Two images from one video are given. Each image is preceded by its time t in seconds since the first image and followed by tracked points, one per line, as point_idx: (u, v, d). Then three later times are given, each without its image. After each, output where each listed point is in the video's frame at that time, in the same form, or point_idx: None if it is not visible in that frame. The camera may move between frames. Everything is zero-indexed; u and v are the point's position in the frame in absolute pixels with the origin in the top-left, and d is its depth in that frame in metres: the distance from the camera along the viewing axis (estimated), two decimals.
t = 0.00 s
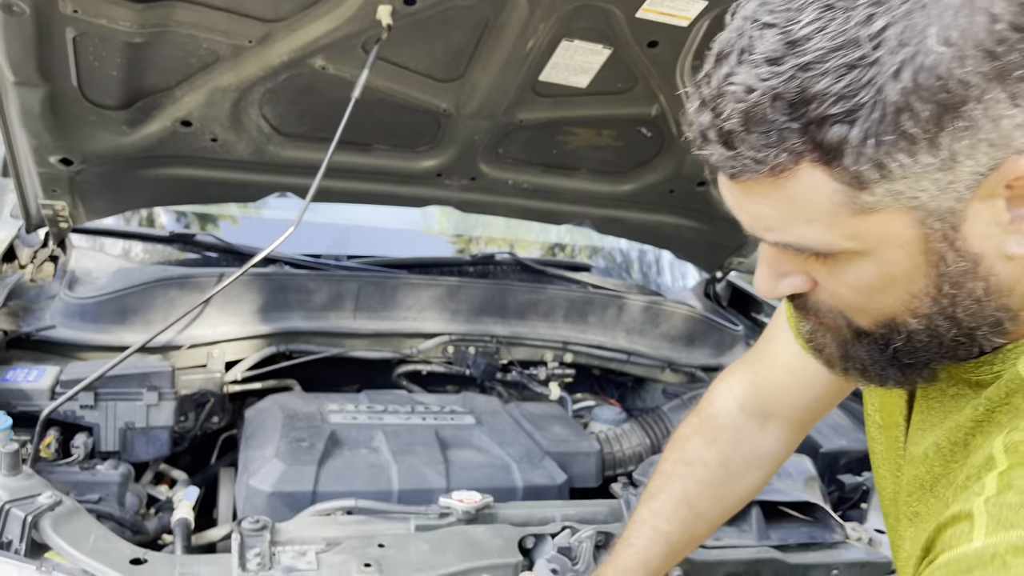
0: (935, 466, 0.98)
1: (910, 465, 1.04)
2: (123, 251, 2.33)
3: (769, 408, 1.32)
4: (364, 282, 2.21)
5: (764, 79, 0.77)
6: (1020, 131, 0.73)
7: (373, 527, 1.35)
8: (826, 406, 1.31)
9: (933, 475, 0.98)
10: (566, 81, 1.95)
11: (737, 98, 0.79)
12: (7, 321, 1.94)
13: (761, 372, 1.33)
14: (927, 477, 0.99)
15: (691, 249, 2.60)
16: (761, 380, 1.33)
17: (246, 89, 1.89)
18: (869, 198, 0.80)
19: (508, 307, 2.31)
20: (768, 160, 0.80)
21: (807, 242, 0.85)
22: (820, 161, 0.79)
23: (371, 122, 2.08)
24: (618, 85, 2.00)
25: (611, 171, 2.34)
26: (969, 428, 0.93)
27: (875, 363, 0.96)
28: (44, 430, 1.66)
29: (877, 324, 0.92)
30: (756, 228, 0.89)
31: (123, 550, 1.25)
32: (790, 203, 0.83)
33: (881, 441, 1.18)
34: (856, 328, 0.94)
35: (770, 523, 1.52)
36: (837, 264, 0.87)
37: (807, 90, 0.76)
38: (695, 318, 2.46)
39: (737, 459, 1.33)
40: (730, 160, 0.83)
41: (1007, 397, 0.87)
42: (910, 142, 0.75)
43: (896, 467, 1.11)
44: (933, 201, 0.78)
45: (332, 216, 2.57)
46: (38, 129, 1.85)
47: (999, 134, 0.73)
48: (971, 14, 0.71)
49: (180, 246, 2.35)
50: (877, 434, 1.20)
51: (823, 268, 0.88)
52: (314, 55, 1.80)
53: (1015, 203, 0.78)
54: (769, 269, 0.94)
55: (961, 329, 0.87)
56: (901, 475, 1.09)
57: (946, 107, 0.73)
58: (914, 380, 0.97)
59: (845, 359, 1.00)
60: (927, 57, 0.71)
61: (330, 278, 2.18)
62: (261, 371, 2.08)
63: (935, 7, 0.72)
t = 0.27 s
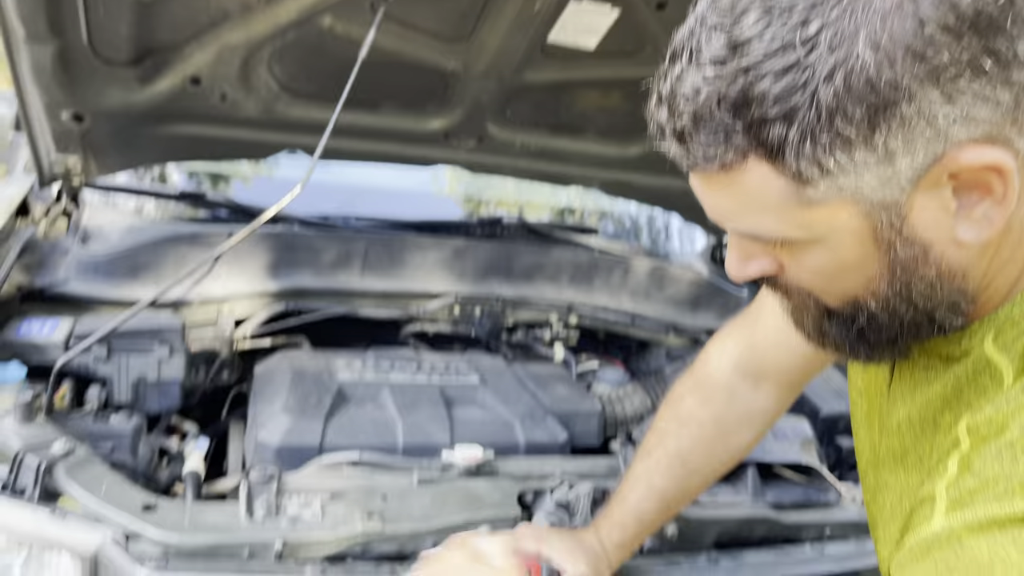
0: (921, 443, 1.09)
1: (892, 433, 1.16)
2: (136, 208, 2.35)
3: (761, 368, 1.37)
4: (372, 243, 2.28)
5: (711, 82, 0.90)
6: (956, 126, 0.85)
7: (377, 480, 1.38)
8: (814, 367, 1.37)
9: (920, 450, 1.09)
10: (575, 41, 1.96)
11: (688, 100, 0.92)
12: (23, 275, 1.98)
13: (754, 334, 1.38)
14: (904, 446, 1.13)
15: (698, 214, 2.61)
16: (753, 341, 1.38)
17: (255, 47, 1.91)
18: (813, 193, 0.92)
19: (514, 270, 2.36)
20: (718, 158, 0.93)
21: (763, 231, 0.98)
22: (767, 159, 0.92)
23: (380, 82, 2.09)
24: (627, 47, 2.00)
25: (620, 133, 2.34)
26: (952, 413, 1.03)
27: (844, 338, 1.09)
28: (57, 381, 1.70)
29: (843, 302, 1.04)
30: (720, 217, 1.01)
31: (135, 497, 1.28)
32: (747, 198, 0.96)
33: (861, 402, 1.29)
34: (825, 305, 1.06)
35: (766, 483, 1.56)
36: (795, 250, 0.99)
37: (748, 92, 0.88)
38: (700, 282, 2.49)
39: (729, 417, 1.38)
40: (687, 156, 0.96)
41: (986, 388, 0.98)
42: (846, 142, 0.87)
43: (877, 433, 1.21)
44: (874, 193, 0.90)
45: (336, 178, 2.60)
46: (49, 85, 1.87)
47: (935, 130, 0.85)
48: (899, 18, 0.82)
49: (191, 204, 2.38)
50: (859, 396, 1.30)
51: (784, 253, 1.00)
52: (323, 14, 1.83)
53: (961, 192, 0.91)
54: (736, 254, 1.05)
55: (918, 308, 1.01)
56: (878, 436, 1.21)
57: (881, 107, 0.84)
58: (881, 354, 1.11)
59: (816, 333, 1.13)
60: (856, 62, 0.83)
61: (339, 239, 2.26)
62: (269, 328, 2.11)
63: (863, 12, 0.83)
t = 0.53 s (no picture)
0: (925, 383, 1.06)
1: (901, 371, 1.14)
2: (162, 145, 2.37)
3: (780, 311, 1.40)
4: (395, 183, 2.27)
5: (698, 33, 0.88)
6: (938, 76, 0.82)
7: (401, 415, 1.42)
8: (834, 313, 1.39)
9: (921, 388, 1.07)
10: None
11: (675, 53, 0.91)
12: (53, 212, 2.00)
13: (774, 279, 1.41)
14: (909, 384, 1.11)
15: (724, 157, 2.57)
16: (774, 286, 1.41)
17: None
18: (799, 143, 0.90)
19: (536, 211, 2.35)
20: (706, 110, 0.92)
21: (753, 179, 0.96)
22: (753, 111, 0.90)
23: (403, 20, 2.07)
24: None
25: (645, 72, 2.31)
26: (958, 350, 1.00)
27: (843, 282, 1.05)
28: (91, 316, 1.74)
29: (840, 247, 1.01)
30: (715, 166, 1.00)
31: (167, 429, 1.33)
32: (737, 147, 0.95)
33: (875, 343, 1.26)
34: (823, 251, 1.04)
35: (782, 425, 1.57)
36: (788, 197, 0.97)
37: (733, 45, 0.86)
38: (723, 226, 2.47)
39: (747, 360, 1.41)
40: (676, 107, 0.95)
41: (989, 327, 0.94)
42: (825, 93, 0.86)
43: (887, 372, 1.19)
44: (860, 141, 0.88)
45: (354, 117, 2.56)
46: (75, 21, 1.88)
47: (917, 78, 0.83)
48: None
49: (215, 142, 2.39)
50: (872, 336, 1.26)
51: (779, 199, 0.98)
52: None
53: (951, 139, 0.87)
54: (733, 200, 1.04)
55: (911, 252, 0.96)
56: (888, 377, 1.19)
57: (858, 57, 0.83)
58: (880, 296, 1.07)
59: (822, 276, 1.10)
60: (834, 14, 0.82)
61: (362, 177, 2.25)
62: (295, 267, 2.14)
63: None
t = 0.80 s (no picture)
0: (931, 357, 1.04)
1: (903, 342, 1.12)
2: (184, 100, 2.41)
3: (793, 273, 1.40)
4: (415, 138, 2.28)
5: (675, 14, 0.86)
6: (904, 51, 0.80)
7: (421, 371, 1.47)
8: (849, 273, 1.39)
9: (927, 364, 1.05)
10: None
11: (656, 31, 0.90)
12: (80, 168, 2.02)
13: (789, 241, 1.41)
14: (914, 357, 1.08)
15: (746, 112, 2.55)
16: (788, 248, 1.41)
17: None
18: (773, 117, 0.88)
19: (555, 167, 2.35)
20: (686, 86, 0.91)
21: (735, 150, 0.94)
22: (729, 86, 0.88)
23: None
24: None
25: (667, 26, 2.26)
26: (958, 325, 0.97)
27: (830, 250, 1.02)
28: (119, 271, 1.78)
29: (825, 217, 0.98)
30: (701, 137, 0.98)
31: (195, 383, 1.38)
32: (718, 120, 0.93)
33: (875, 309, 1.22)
34: (809, 220, 1.01)
35: (794, 383, 1.60)
36: (771, 166, 0.95)
37: (707, 24, 0.85)
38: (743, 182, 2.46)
39: (760, 319, 1.42)
40: (661, 83, 0.94)
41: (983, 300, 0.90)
42: (794, 71, 0.84)
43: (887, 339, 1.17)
44: (833, 115, 0.85)
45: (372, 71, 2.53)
46: None
47: (885, 55, 0.80)
48: None
49: (236, 98, 2.43)
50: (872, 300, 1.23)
51: (764, 168, 0.96)
52: None
53: (922, 111, 0.84)
54: (721, 170, 1.01)
55: (890, 221, 0.93)
56: (889, 345, 1.16)
57: (824, 37, 0.81)
58: (868, 262, 1.03)
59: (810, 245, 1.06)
60: None
61: (382, 133, 2.26)
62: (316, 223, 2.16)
63: None
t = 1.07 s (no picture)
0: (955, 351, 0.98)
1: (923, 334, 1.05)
2: (190, 67, 2.41)
3: (800, 252, 1.39)
4: (421, 107, 2.22)
5: (691, 13, 0.83)
6: (926, 51, 0.75)
7: (426, 344, 1.48)
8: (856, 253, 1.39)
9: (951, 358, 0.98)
10: None
11: (671, 30, 0.85)
12: (86, 137, 2.02)
13: (797, 219, 1.39)
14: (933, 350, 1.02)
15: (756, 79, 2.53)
16: (797, 226, 1.40)
17: None
18: (791, 117, 0.84)
19: (562, 136, 2.30)
20: (701, 87, 0.87)
21: (752, 149, 0.90)
22: (745, 86, 0.84)
23: None
24: None
25: None
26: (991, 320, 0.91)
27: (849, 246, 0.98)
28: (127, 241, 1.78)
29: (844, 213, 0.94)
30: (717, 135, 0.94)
31: (202, 355, 1.40)
32: (734, 118, 0.89)
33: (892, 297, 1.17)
34: (828, 215, 0.96)
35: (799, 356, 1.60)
36: (788, 164, 0.90)
37: (724, 24, 0.81)
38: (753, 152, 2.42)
39: (766, 297, 1.42)
40: (676, 81, 0.90)
41: None
42: (814, 72, 0.79)
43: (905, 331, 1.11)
44: (853, 115, 0.81)
45: (377, 38, 2.50)
46: None
47: (905, 55, 0.76)
48: None
49: (242, 65, 2.42)
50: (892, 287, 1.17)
51: (781, 166, 0.91)
52: None
53: (946, 107, 0.79)
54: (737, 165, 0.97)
55: (913, 218, 0.89)
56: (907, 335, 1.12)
57: (844, 39, 0.77)
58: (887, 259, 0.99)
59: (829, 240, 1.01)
60: None
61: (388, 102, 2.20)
62: (323, 192, 2.17)
63: None
